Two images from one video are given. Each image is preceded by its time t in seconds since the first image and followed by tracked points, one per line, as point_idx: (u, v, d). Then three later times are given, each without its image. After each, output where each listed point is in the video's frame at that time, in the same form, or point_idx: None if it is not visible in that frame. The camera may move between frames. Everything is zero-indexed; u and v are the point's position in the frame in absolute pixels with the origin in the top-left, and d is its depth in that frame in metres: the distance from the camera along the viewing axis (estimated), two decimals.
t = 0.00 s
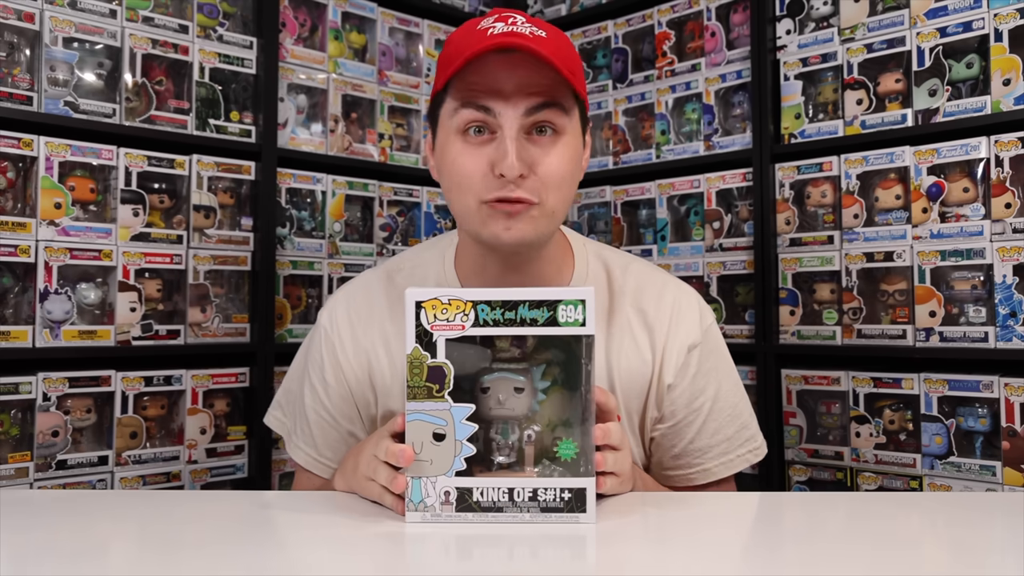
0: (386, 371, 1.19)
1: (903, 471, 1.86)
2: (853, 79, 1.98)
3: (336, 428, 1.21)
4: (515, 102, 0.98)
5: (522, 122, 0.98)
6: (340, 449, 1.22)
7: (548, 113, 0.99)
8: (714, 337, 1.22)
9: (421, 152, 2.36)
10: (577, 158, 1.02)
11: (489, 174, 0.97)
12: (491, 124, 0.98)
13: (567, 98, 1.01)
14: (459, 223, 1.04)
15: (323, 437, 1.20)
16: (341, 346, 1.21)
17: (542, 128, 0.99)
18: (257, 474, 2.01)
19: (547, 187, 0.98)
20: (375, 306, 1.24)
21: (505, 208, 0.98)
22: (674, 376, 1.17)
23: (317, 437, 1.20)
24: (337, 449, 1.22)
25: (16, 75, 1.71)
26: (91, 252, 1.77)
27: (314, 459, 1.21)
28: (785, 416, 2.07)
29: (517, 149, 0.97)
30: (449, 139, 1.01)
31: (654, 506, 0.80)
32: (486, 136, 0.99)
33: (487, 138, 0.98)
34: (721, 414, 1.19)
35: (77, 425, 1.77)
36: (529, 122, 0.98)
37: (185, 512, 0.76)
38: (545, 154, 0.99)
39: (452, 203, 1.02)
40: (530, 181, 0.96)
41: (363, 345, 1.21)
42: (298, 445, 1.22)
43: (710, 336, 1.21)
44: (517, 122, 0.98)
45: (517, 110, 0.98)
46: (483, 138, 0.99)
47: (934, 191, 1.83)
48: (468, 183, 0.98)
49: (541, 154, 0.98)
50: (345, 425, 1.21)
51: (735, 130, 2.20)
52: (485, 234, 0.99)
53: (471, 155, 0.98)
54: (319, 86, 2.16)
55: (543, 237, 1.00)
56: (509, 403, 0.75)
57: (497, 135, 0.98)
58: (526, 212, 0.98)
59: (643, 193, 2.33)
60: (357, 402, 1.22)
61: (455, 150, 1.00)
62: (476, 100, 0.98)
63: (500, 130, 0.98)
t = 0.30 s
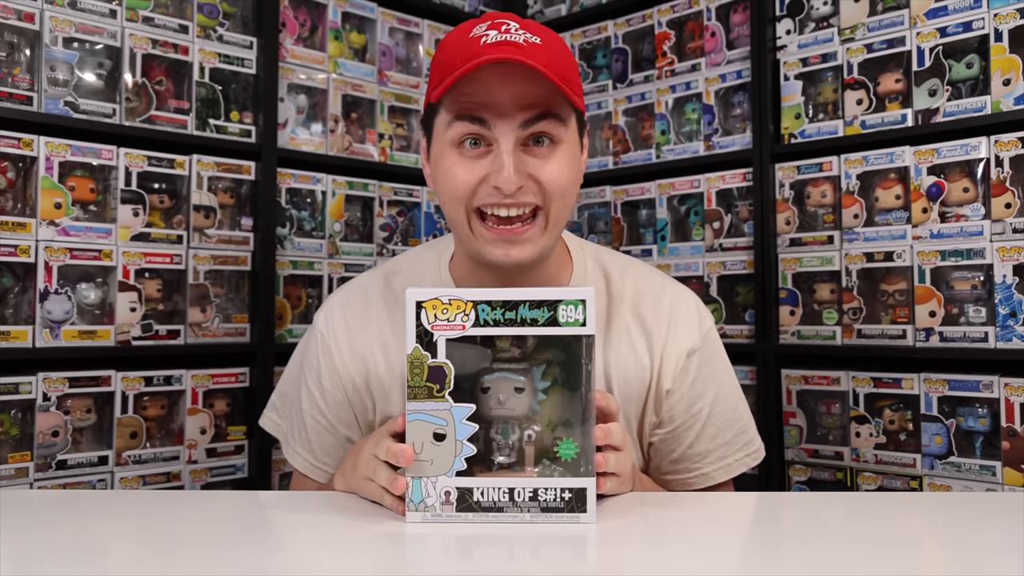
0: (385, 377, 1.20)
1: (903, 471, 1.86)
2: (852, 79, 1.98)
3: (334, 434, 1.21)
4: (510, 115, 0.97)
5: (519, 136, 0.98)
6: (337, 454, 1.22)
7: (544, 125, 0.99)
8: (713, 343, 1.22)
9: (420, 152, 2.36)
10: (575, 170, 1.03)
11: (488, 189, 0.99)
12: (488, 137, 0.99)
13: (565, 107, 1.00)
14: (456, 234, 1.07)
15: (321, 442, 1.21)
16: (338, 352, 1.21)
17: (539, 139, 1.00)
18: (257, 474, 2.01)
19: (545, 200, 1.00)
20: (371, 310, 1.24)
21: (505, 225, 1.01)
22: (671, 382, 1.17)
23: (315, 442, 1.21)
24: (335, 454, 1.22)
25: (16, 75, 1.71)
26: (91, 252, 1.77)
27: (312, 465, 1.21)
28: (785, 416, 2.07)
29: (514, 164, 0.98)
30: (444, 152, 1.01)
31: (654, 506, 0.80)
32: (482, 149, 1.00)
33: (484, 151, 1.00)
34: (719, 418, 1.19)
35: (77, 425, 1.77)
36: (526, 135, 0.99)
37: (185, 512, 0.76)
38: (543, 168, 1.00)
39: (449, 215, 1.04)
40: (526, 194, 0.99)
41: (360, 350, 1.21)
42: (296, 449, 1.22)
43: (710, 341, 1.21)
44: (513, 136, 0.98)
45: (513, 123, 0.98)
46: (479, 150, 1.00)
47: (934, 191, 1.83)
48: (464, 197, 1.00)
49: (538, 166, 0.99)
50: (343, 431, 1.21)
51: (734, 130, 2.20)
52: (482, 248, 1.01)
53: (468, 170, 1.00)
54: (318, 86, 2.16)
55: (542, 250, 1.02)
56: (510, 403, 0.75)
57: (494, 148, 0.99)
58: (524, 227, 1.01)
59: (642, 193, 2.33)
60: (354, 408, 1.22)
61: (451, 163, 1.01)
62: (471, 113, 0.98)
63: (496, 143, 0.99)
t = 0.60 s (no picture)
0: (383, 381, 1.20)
1: (903, 471, 1.86)
2: (853, 79, 1.98)
3: (333, 437, 1.22)
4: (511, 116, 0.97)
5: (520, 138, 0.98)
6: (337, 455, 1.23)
7: (545, 127, 0.99)
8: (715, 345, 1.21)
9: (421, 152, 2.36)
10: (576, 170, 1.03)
11: (489, 191, 0.99)
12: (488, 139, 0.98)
13: (566, 108, 1.00)
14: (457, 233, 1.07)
15: (321, 444, 1.21)
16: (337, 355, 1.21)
17: (540, 140, 1.00)
18: (257, 474, 2.01)
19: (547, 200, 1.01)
20: (372, 314, 1.24)
21: (506, 225, 1.01)
22: (673, 385, 1.17)
23: (315, 444, 1.21)
24: (334, 455, 1.23)
25: (17, 75, 1.71)
26: (91, 252, 1.77)
27: (312, 467, 1.22)
28: (785, 416, 2.07)
29: (515, 165, 0.98)
30: (444, 153, 1.01)
31: (654, 505, 0.80)
32: (483, 149, 1.00)
33: (485, 153, 0.99)
34: (721, 421, 1.19)
35: (77, 425, 1.77)
36: (527, 136, 0.98)
37: (185, 512, 0.76)
38: (544, 168, 1.00)
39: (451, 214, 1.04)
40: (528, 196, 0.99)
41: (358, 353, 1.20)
42: (296, 451, 1.23)
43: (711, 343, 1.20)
44: (514, 138, 0.98)
45: (514, 125, 0.98)
46: (479, 152, 1.00)
47: (934, 191, 1.83)
48: (466, 198, 1.01)
49: (539, 168, 0.99)
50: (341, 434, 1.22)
51: (734, 130, 2.20)
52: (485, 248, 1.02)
53: (469, 171, 1.00)
54: (319, 86, 2.16)
55: (543, 249, 1.02)
56: (510, 403, 0.75)
57: (496, 149, 0.99)
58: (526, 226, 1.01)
59: (642, 193, 2.33)
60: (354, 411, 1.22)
61: (452, 164, 1.01)
62: (472, 114, 0.98)
63: (497, 145, 0.98)
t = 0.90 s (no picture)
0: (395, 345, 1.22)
1: (903, 471, 1.86)
2: (853, 79, 1.98)
3: (350, 396, 1.24)
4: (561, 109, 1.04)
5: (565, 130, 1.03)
6: (354, 417, 1.25)
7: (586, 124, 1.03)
8: (700, 340, 1.26)
9: (421, 152, 2.36)
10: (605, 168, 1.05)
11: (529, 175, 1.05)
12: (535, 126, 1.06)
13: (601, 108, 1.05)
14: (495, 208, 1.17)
15: (338, 399, 1.24)
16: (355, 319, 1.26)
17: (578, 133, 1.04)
18: (258, 474, 2.01)
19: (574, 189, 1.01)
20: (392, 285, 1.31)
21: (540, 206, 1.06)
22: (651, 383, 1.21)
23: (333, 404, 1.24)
24: (352, 413, 1.25)
25: (16, 75, 1.71)
26: (91, 252, 1.77)
27: (329, 430, 1.24)
28: (785, 416, 2.07)
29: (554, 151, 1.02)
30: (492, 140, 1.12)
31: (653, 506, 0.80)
32: (528, 136, 1.07)
33: (530, 140, 1.07)
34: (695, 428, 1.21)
35: (76, 425, 1.77)
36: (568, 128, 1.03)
37: (185, 512, 0.76)
38: (580, 159, 1.03)
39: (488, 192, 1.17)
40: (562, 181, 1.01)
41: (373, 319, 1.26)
42: (314, 412, 1.26)
43: (697, 337, 1.26)
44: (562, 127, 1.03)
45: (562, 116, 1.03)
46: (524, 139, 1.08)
47: (934, 191, 1.83)
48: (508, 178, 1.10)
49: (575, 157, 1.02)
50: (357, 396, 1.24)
51: (735, 130, 2.20)
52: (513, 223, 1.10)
53: (514, 153, 1.08)
54: (319, 86, 2.16)
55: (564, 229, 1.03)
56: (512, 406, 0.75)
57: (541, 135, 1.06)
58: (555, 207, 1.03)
59: (642, 193, 2.33)
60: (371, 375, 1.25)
61: (498, 148, 1.11)
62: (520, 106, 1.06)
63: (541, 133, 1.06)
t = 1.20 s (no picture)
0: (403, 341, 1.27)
1: (903, 471, 1.86)
2: (852, 80, 1.98)
3: (354, 397, 1.26)
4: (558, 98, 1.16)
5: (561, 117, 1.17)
6: (355, 419, 1.25)
7: (583, 112, 1.18)
8: (699, 337, 1.24)
9: (421, 152, 2.36)
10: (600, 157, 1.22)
11: (528, 161, 1.17)
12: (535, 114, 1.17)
13: (595, 103, 1.20)
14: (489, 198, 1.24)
15: (340, 403, 1.25)
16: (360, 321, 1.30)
17: (574, 125, 1.19)
18: (257, 474, 2.01)
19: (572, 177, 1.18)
20: (395, 285, 1.34)
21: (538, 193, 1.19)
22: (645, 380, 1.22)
23: (334, 406, 1.25)
24: (353, 416, 1.25)
25: (16, 75, 1.71)
26: (91, 252, 1.77)
27: (329, 432, 1.24)
28: (785, 416, 2.07)
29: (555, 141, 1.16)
30: (492, 127, 1.20)
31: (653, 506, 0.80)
32: (527, 125, 1.19)
33: (529, 128, 1.18)
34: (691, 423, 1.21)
35: (77, 425, 1.77)
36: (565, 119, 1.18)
37: (185, 511, 0.76)
38: (578, 149, 1.19)
39: (489, 181, 1.22)
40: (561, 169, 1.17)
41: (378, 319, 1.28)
42: (314, 415, 1.26)
43: (695, 334, 1.23)
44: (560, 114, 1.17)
45: (560, 103, 1.16)
46: (524, 128, 1.19)
47: (934, 191, 1.83)
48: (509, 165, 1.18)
49: (572, 147, 1.18)
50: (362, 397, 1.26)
51: (735, 130, 2.20)
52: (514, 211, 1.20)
53: (517, 144, 1.18)
54: (319, 86, 2.16)
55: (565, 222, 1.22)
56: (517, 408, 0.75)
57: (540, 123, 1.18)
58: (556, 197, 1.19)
59: (642, 193, 2.32)
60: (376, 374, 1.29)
61: (498, 136, 1.19)
62: (521, 94, 1.16)
63: (540, 123, 1.17)
